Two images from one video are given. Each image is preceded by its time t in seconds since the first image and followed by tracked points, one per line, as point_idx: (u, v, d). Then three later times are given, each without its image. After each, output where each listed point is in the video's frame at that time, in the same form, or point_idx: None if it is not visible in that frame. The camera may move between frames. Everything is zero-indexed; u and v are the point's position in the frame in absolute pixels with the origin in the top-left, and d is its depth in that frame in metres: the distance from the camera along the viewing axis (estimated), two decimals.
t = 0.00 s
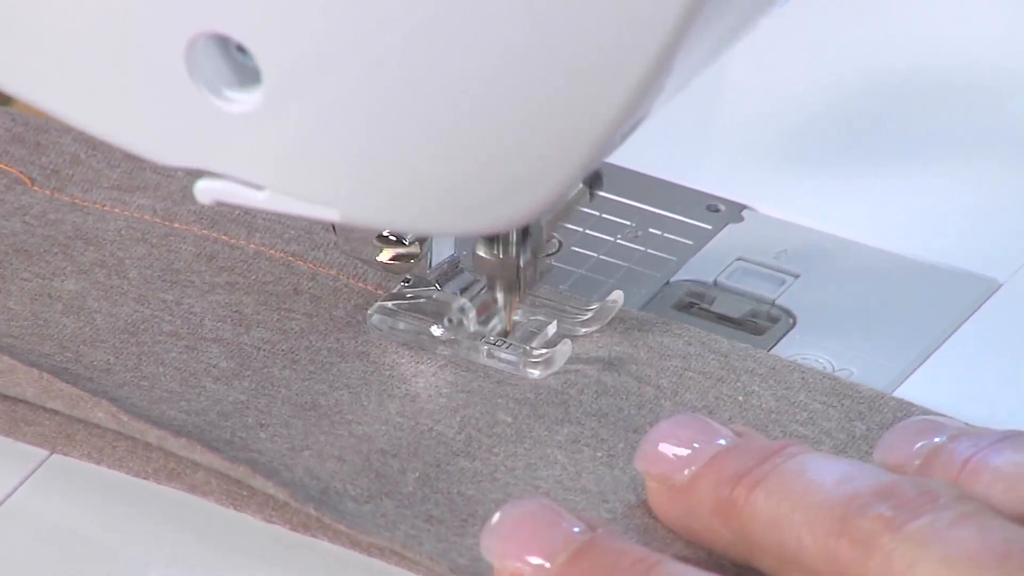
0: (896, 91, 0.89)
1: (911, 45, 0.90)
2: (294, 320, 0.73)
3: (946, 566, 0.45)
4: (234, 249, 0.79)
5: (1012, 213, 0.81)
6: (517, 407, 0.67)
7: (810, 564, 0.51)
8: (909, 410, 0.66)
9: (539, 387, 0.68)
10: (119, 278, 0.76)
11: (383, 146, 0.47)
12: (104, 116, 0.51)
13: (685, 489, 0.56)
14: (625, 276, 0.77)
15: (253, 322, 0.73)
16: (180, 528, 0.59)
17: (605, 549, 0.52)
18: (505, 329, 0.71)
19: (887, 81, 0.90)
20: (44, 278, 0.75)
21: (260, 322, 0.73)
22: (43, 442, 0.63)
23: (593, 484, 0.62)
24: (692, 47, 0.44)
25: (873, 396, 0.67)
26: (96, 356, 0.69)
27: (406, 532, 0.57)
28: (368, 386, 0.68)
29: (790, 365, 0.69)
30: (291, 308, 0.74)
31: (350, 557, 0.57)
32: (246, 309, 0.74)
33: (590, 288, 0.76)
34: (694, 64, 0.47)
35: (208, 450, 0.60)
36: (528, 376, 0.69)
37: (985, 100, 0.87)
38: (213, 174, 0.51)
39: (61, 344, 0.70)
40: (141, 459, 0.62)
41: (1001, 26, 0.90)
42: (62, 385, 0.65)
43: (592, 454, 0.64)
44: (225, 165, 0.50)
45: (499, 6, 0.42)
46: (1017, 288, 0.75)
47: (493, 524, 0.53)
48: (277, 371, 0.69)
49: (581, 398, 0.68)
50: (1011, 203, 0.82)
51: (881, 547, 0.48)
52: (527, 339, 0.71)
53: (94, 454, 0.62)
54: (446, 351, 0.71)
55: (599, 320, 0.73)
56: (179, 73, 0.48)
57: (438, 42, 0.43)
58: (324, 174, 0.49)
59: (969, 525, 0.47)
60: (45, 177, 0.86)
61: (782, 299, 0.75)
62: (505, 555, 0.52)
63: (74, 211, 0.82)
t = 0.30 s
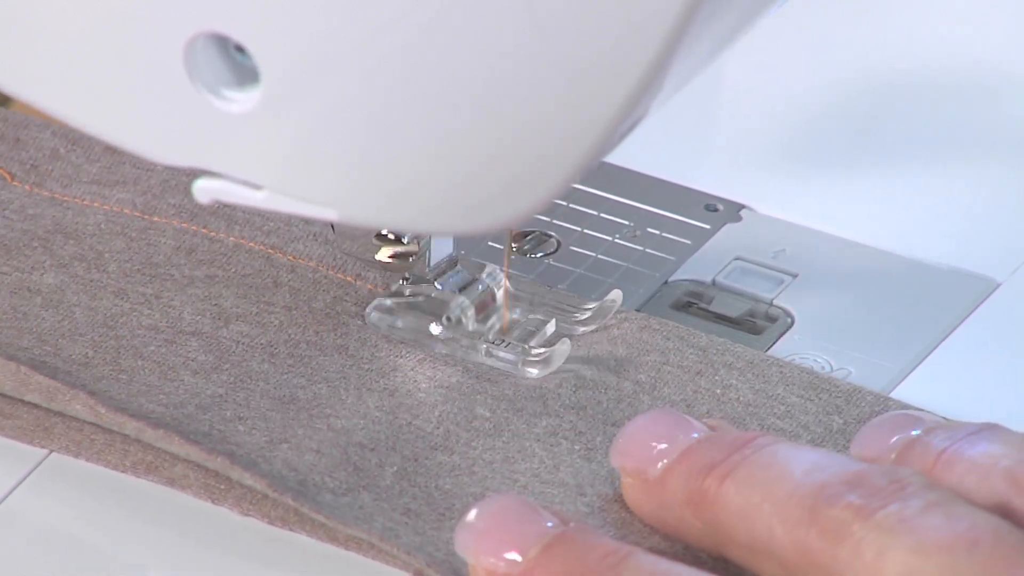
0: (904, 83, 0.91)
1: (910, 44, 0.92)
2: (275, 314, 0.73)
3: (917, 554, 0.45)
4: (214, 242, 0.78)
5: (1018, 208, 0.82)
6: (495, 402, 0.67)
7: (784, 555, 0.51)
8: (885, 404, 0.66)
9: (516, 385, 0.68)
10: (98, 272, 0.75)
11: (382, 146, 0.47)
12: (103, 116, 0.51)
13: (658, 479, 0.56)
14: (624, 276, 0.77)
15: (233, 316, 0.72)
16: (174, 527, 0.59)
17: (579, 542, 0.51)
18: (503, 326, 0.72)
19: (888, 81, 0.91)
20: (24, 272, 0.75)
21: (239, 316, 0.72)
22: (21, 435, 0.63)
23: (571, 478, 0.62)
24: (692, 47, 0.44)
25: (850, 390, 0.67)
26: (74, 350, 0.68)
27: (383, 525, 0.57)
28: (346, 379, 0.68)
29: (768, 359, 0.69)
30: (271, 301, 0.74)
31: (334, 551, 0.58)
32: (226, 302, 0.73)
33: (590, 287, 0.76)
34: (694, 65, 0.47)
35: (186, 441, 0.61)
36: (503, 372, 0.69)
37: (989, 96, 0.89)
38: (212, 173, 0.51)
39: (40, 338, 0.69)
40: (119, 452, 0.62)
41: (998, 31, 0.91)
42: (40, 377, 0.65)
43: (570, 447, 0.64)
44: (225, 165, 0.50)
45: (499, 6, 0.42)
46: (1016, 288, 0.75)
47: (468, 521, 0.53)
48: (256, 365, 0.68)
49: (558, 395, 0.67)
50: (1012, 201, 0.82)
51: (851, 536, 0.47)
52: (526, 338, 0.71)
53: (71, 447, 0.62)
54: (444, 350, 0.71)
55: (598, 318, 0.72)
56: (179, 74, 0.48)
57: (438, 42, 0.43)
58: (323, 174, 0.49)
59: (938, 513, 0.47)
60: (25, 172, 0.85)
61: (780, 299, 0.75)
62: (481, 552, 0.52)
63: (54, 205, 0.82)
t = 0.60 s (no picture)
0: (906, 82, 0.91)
1: (910, 44, 0.92)
2: (243, 305, 0.73)
3: None
4: (181, 234, 0.79)
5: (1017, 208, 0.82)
6: (467, 391, 0.68)
7: None
8: (856, 386, 0.67)
9: (489, 374, 0.69)
10: (65, 265, 0.76)
11: (382, 146, 0.47)
12: (102, 117, 0.51)
13: (650, 547, 0.53)
14: (624, 275, 0.77)
15: (202, 308, 0.73)
16: (174, 526, 0.59)
17: None
18: (503, 327, 0.72)
19: (888, 81, 0.91)
20: None
21: (209, 308, 0.73)
22: None
23: (544, 468, 0.62)
24: (691, 46, 0.44)
25: (820, 374, 0.68)
26: (44, 343, 0.69)
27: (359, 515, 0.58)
28: (318, 371, 0.68)
29: (739, 346, 0.70)
30: (240, 291, 0.74)
31: (327, 549, 0.58)
32: (195, 296, 0.74)
33: (589, 286, 0.76)
34: (693, 63, 0.47)
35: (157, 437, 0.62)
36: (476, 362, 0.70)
37: (989, 96, 0.88)
38: (210, 173, 0.51)
39: (8, 331, 0.70)
40: (91, 445, 0.62)
41: (998, 31, 0.91)
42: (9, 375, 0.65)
43: (542, 436, 0.65)
44: (224, 164, 0.50)
45: (499, 6, 0.42)
46: (1015, 287, 0.75)
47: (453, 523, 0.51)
48: (227, 356, 0.69)
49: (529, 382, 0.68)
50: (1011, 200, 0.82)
51: None
52: (525, 337, 0.71)
53: (44, 440, 0.63)
54: (444, 350, 0.71)
55: (598, 317, 0.72)
56: (178, 74, 0.48)
57: (439, 41, 0.43)
58: (323, 175, 0.49)
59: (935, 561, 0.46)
60: None
61: (779, 299, 0.75)
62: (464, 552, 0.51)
63: (18, 199, 0.83)
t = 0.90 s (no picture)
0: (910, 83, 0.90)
1: (910, 44, 0.90)
2: (226, 301, 0.73)
3: None
4: (162, 230, 0.79)
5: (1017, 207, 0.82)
6: (449, 390, 0.67)
7: None
8: (840, 384, 0.67)
9: (472, 372, 0.69)
10: (48, 263, 0.76)
11: (383, 146, 0.47)
12: (103, 118, 0.51)
13: (628, 549, 0.53)
14: (624, 276, 0.77)
15: (184, 305, 0.73)
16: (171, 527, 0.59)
17: None
18: (503, 328, 0.72)
19: (888, 81, 0.90)
20: None
21: (191, 305, 0.73)
22: None
23: (527, 464, 0.62)
24: (692, 46, 0.44)
25: (804, 371, 0.69)
26: (28, 341, 0.69)
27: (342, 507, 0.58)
28: (300, 367, 0.68)
29: (721, 343, 0.71)
30: (222, 287, 0.74)
31: (320, 547, 0.57)
32: (177, 293, 0.74)
33: (589, 287, 0.76)
34: (693, 65, 0.47)
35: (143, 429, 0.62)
36: (460, 358, 0.70)
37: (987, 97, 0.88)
38: (211, 174, 0.51)
39: None
40: (74, 442, 0.62)
41: (997, 28, 0.88)
42: None
43: (526, 432, 0.64)
44: (224, 164, 0.49)
45: (499, 6, 0.42)
46: (1016, 288, 0.75)
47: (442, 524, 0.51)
48: (209, 353, 0.69)
49: (515, 378, 0.68)
50: (1011, 199, 0.82)
51: None
52: (526, 339, 0.71)
53: (27, 438, 0.63)
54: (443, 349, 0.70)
55: (598, 318, 0.72)
56: (178, 75, 0.48)
57: (439, 41, 0.43)
58: (323, 175, 0.48)
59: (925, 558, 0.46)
60: None
61: (780, 300, 0.75)
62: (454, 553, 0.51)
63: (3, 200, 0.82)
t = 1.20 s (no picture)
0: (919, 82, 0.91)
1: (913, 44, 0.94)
2: (198, 294, 0.73)
3: None
4: (134, 224, 0.79)
5: (1018, 208, 0.82)
6: (424, 384, 0.67)
7: None
8: (813, 377, 0.68)
9: (447, 367, 0.69)
10: (19, 258, 0.75)
11: (384, 147, 0.47)
12: (103, 119, 0.51)
13: (604, 547, 0.53)
14: (625, 278, 0.76)
15: (158, 299, 0.73)
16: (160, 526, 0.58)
17: None
18: (503, 329, 0.72)
19: (888, 81, 0.92)
20: None
21: (164, 299, 0.73)
22: None
23: (502, 458, 0.62)
24: (694, 48, 0.44)
25: (778, 366, 0.69)
26: None
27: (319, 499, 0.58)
28: (274, 360, 0.68)
29: (694, 339, 0.71)
30: (194, 281, 0.74)
31: (303, 542, 0.58)
32: (151, 288, 0.74)
33: (590, 288, 0.76)
34: (694, 67, 0.47)
35: (116, 421, 0.62)
36: (437, 353, 0.70)
37: (987, 97, 0.89)
38: (212, 175, 0.51)
39: None
40: (50, 435, 0.63)
41: (997, 32, 0.93)
42: None
43: (501, 427, 0.65)
44: (224, 165, 0.49)
45: (499, 7, 0.42)
46: (1017, 288, 0.75)
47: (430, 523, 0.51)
48: (183, 347, 0.69)
49: (489, 372, 0.69)
50: (1011, 200, 0.82)
51: None
52: (527, 339, 0.71)
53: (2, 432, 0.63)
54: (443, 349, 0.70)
55: (600, 320, 0.72)
56: (179, 76, 0.48)
57: (440, 41, 0.43)
58: (324, 176, 0.48)
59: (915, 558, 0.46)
60: None
61: (781, 301, 0.75)
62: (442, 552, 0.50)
63: None
